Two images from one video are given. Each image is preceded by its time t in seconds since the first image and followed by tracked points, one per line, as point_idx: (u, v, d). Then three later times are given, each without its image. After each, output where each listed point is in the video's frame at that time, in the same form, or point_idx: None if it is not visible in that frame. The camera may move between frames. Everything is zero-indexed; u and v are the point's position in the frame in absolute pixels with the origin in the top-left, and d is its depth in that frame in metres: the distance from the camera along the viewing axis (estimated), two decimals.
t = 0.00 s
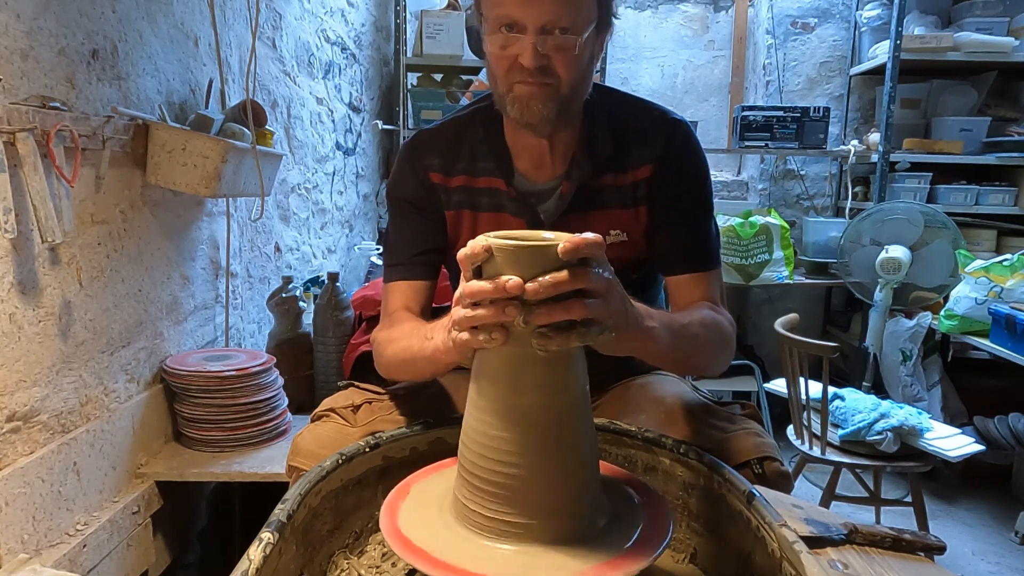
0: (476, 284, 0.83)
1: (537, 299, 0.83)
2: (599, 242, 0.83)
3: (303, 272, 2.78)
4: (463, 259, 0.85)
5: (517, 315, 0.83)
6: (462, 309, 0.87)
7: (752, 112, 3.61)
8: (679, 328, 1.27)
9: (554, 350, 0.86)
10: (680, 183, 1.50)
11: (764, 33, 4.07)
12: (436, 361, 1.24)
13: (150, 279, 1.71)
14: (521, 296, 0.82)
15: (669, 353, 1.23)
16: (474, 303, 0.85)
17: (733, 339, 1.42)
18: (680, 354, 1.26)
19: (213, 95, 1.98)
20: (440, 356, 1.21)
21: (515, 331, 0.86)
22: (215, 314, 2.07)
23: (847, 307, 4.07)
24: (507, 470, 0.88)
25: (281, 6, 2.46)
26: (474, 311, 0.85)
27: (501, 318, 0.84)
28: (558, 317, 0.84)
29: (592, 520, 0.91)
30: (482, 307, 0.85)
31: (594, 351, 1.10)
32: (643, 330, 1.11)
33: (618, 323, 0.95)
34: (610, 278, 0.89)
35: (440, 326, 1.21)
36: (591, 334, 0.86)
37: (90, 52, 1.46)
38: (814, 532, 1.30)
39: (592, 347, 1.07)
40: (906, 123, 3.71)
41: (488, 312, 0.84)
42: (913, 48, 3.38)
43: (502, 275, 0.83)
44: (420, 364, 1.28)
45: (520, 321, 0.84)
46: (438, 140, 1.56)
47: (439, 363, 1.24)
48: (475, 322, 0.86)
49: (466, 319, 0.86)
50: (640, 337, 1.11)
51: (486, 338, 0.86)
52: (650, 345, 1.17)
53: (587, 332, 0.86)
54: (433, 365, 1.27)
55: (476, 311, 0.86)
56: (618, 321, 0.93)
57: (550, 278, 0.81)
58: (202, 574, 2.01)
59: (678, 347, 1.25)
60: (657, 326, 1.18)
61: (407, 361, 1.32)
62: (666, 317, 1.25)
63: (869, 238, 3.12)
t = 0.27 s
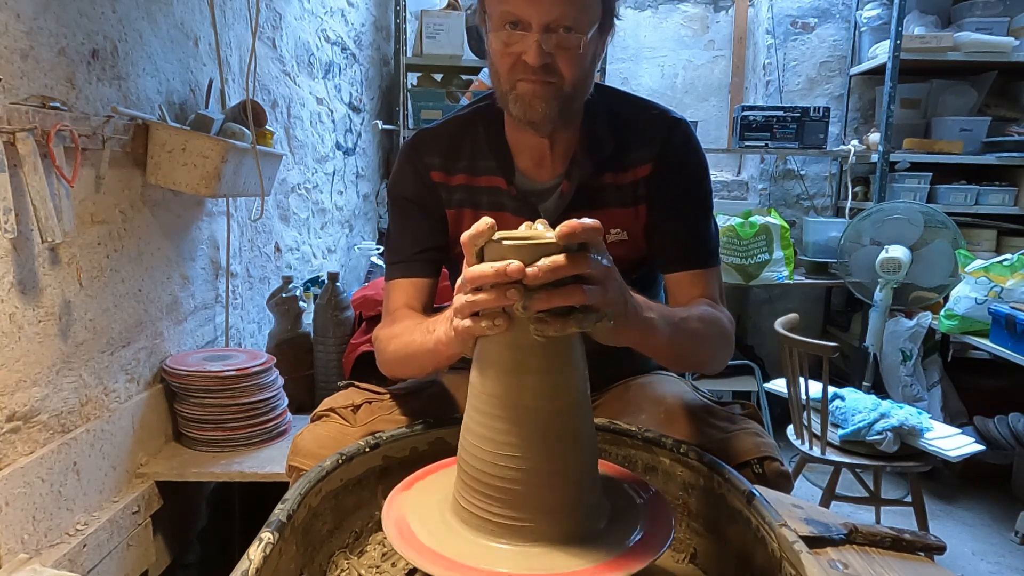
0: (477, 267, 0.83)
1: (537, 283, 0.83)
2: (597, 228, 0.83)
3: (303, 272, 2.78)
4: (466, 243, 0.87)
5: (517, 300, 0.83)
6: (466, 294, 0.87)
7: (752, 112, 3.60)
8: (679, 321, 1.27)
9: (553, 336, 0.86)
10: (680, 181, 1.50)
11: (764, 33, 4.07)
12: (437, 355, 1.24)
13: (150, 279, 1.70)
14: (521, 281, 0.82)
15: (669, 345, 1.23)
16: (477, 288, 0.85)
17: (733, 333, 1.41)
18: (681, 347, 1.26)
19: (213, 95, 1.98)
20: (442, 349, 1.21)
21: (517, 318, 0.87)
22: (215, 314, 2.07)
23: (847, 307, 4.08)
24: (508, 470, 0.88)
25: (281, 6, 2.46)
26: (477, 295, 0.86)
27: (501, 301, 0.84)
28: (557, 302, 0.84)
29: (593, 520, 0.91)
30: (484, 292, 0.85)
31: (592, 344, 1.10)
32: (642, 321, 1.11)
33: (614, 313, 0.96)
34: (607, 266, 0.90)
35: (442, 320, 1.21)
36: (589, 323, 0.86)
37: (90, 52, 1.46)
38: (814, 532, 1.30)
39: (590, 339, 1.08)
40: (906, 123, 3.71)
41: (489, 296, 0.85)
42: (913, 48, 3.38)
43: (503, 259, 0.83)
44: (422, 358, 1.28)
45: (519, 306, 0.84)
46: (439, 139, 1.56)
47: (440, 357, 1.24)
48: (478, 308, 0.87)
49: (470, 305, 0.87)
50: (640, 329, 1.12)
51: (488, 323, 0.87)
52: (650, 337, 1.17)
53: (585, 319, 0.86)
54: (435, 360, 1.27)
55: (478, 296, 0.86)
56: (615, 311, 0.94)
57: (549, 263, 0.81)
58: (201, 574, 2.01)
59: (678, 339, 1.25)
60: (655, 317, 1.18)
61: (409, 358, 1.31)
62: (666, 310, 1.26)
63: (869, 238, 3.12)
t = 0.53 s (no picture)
0: (478, 258, 0.83)
1: (538, 272, 0.83)
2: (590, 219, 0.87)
3: (303, 272, 2.78)
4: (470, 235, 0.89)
5: (518, 288, 0.83)
6: (467, 285, 0.88)
7: (752, 112, 3.60)
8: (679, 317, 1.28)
9: (552, 327, 0.86)
10: (680, 180, 1.50)
11: (764, 33, 4.06)
12: (440, 351, 1.24)
13: (150, 279, 1.71)
14: (522, 271, 0.83)
15: (670, 340, 1.23)
16: (478, 278, 0.85)
17: (733, 330, 1.42)
18: (681, 342, 1.26)
19: (213, 95, 1.98)
20: (444, 346, 1.21)
21: (518, 309, 0.87)
22: (215, 314, 2.07)
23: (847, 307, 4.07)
24: (508, 470, 0.88)
25: (281, 6, 2.46)
26: (478, 285, 0.86)
27: (503, 290, 0.84)
28: (556, 292, 0.84)
29: (592, 520, 0.91)
30: (485, 282, 0.85)
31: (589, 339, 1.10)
32: (640, 313, 1.11)
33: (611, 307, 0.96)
34: (605, 258, 0.91)
35: (445, 316, 1.21)
36: (587, 314, 0.87)
37: (90, 52, 1.46)
38: (814, 532, 1.30)
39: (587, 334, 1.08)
40: (906, 123, 3.71)
41: (490, 285, 0.85)
42: (913, 48, 3.38)
43: (504, 249, 0.84)
44: (425, 356, 1.27)
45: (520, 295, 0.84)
46: (440, 137, 1.56)
47: (443, 354, 1.24)
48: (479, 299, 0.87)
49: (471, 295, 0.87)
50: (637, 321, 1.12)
51: (490, 314, 0.87)
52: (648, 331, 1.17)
53: (583, 311, 0.87)
54: (437, 358, 1.26)
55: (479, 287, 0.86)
56: (611, 303, 0.95)
57: (549, 252, 0.82)
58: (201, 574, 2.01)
59: (679, 335, 1.25)
60: (654, 311, 1.18)
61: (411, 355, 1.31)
62: (666, 306, 1.26)
63: (869, 238, 3.12)
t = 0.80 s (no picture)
0: (478, 251, 0.84)
1: (538, 264, 0.83)
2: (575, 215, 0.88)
3: (303, 272, 2.78)
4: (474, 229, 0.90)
5: (518, 280, 0.83)
6: (468, 279, 0.88)
7: (752, 112, 3.60)
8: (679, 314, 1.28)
9: (551, 319, 0.86)
10: (680, 179, 1.50)
11: (764, 33, 4.06)
12: (442, 348, 1.24)
13: (150, 279, 1.71)
14: (522, 263, 0.83)
15: (671, 337, 1.23)
16: (479, 272, 0.86)
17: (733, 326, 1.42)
18: (682, 339, 1.26)
19: (212, 95, 1.98)
20: (446, 342, 1.21)
21: (518, 301, 0.86)
22: (215, 314, 2.07)
23: (847, 307, 4.07)
24: (508, 469, 0.88)
25: (281, 6, 2.46)
26: (479, 279, 0.87)
27: (503, 283, 0.85)
28: (555, 284, 0.84)
29: (593, 520, 0.91)
30: (485, 275, 0.86)
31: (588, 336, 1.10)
32: (639, 309, 1.11)
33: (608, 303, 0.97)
34: (603, 252, 0.91)
35: (447, 313, 1.21)
36: (586, 306, 0.87)
37: (90, 52, 1.46)
38: (814, 532, 1.30)
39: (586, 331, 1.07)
40: (906, 124, 3.71)
41: (490, 278, 0.85)
42: (913, 48, 3.38)
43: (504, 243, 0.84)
44: (426, 352, 1.27)
45: (520, 288, 0.84)
46: (442, 136, 1.56)
47: (445, 350, 1.24)
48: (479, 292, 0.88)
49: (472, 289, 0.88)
50: (636, 317, 1.11)
51: (491, 306, 0.87)
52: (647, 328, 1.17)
53: (582, 303, 0.87)
54: (439, 355, 1.27)
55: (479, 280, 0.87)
56: (607, 298, 0.95)
57: (549, 244, 0.82)
58: (201, 574, 2.01)
59: (678, 331, 1.25)
60: (653, 306, 1.18)
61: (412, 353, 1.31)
62: (666, 302, 1.26)
63: (869, 238, 3.12)
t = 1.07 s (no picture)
0: (476, 249, 0.85)
1: (536, 264, 0.83)
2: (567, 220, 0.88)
3: (303, 272, 2.78)
4: (483, 226, 0.90)
5: (517, 280, 0.84)
6: (468, 277, 0.89)
7: (752, 112, 3.60)
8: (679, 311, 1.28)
9: (551, 316, 0.87)
10: (680, 178, 1.50)
11: (764, 33, 4.06)
12: (443, 347, 1.24)
13: (150, 279, 1.71)
14: (520, 262, 0.83)
15: (671, 334, 1.23)
16: (477, 271, 0.87)
17: (733, 326, 1.42)
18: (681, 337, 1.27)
19: (213, 95, 1.98)
20: (447, 341, 1.21)
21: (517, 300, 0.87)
22: (215, 314, 2.07)
23: (847, 307, 4.07)
24: (508, 469, 0.88)
25: (281, 6, 2.46)
26: (478, 277, 0.87)
27: (502, 282, 0.85)
28: (554, 283, 0.84)
29: (593, 520, 0.91)
30: (484, 274, 0.87)
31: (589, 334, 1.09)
32: (638, 306, 1.10)
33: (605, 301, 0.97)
34: (601, 250, 0.91)
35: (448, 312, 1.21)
36: (586, 303, 0.87)
37: (90, 52, 1.46)
38: (814, 532, 1.30)
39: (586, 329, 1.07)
40: (906, 124, 3.71)
41: (489, 278, 0.86)
42: (913, 48, 3.38)
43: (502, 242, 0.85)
44: (428, 351, 1.27)
45: (519, 287, 0.84)
46: (442, 135, 1.56)
47: (446, 349, 1.24)
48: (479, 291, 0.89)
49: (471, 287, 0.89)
50: (636, 314, 1.11)
51: (490, 304, 0.88)
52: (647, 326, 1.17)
53: (582, 300, 0.87)
54: (440, 354, 1.26)
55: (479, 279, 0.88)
56: (605, 297, 0.94)
57: (547, 243, 0.82)
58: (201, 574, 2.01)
59: (679, 328, 1.25)
60: (652, 304, 1.18)
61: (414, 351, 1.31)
62: (666, 300, 1.26)
63: (869, 238, 3.12)
